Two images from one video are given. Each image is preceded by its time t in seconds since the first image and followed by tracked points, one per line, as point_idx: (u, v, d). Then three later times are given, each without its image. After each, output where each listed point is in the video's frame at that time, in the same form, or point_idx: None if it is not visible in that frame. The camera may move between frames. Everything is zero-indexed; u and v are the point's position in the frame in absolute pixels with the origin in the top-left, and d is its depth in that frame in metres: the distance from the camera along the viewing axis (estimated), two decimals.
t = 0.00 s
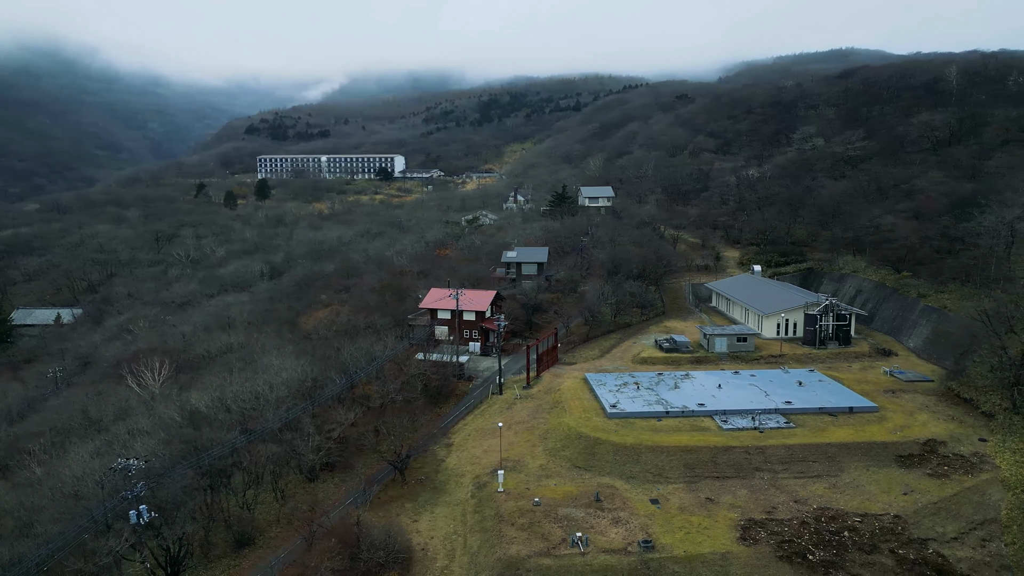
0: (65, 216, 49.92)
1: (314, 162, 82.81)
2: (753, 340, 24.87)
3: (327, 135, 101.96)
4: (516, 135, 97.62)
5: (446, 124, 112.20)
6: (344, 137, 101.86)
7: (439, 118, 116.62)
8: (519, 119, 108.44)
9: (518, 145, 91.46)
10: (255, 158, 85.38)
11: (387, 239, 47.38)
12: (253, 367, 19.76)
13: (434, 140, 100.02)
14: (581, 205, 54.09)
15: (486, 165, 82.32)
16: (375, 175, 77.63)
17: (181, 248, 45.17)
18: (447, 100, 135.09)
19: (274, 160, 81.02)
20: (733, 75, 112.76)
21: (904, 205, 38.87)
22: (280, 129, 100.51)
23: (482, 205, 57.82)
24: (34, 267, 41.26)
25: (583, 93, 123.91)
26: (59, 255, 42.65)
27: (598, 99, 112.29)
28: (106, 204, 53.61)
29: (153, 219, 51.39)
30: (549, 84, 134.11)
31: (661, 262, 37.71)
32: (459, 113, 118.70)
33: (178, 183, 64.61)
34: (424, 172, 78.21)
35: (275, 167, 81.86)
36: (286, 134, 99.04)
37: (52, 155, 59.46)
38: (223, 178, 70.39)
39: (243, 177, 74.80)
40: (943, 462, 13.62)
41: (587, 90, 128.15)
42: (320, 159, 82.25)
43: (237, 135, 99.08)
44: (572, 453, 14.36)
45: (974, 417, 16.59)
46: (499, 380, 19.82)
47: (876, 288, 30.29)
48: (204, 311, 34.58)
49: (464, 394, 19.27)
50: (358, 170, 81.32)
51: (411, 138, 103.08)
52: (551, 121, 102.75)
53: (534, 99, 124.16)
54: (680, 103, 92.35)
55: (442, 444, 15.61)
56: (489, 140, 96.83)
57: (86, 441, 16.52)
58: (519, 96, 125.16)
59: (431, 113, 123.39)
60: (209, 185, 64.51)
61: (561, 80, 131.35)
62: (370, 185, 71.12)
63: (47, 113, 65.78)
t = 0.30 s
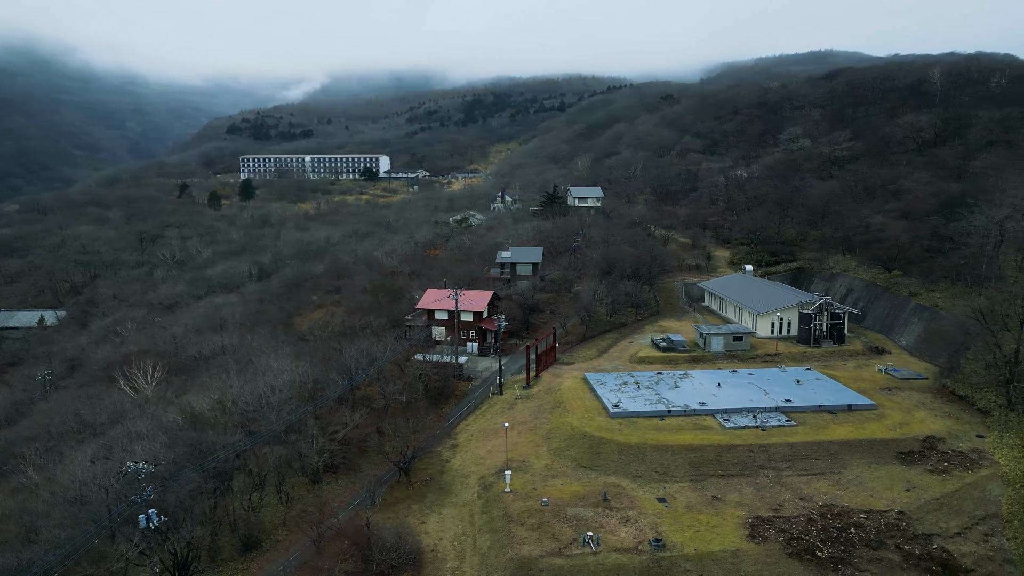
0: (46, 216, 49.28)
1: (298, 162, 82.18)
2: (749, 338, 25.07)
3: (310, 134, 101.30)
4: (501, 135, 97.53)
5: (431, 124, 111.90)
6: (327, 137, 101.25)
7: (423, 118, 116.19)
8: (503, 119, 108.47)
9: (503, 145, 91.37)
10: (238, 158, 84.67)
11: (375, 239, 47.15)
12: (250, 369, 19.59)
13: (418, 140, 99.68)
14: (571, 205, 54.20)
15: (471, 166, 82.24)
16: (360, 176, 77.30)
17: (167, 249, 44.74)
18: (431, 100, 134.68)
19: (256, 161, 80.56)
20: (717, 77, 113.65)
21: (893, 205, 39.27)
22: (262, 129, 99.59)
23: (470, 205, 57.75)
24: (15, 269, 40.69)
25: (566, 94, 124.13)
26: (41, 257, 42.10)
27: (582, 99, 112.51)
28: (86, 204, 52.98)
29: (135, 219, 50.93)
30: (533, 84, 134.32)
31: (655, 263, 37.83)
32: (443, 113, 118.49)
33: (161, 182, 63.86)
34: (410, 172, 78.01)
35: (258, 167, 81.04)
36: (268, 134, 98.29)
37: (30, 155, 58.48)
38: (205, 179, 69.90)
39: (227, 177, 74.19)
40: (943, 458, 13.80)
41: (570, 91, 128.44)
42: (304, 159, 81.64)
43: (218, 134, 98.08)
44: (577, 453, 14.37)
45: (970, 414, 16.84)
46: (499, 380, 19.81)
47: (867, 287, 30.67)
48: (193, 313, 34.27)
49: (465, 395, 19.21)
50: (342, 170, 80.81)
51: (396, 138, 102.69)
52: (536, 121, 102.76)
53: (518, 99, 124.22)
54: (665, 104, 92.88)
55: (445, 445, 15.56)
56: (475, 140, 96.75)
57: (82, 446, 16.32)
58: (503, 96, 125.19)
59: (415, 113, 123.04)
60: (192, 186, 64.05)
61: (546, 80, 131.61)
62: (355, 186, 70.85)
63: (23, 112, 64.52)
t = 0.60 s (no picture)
0: (25, 217, 48.52)
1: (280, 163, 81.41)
2: (745, 337, 25.26)
3: (293, 134, 100.57)
4: (486, 135, 97.35)
5: (416, 124, 111.47)
6: (310, 136, 100.52)
7: (407, 118, 115.61)
8: (488, 119, 108.35)
9: (488, 145, 91.16)
10: (219, 158, 83.91)
11: (364, 240, 46.87)
12: (248, 371, 19.44)
13: (402, 140, 99.23)
14: (560, 206, 54.23)
15: (456, 166, 82.07)
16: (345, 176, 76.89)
17: (152, 249, 44.25)
18: (415, 100, 134.19)
19: (238, 160, 80.22)
20: (702, 78, 114.37)
21: (881, 204, 39.70)
22: (243, 128, 98.57)
23: (459, 206, 57.61)
24: None
25: (550, 94, 124.17)
26: (22, 258, 41.46)
27: (567, 100, 112.59)
28: (67, 205, 52.26)
29: (118, 220, 50.38)
30: (517, 85, 134.35)
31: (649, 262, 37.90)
32: (427, 113, 118.14)
33: (144, 183, 63.17)
34: (393, 172, 78.00)
35: (240, 167, 80.21)
36: (251, 133, 97.40)
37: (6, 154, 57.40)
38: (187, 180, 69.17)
39: (208, 177, 73.51)
40: (943, 454, 13.99)
41: (554, 91, 128.43)
42: (288, 159, 81.00)
43: (199, 134, 96.93)
44: (582, 452, 14.39)
45: (966, 410, 17.08)
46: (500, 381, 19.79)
47: (859, 286, 31.02)
48: (182, 315, 33.93)
49: (465, 395, 19.17)
50: (326, 170, 80.19)
51: (381, 137, 102.16)
52: (521, 121, 102.70)
53: (502, 100, 124.10)
54: (651, 105, 93.25)
55: (449, 446, 15.53)
56: (460, 140, 96.52)
57: (77, 451, 16.16)
58: (488, 96, 125.05)
59: (399, 113, 122.54)
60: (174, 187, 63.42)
61: (530, 80, 131.68)
62: (340, 186, 70.52)
63: None
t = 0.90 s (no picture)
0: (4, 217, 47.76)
1: (264, 163, 80.68)
2: (741, 336, 25.47)
3: (275, 134, 99.76)
4: (472, 135, 97.26)
5: (400, 124, 111.02)
6: (292, 136, 99.80)
7: (391, 118, 115.13)
8: (472, 119, 108.26)
9: (473, 145, 91.01)
10: (201, 159, 83.13)
11: (353, 241, 46.63)
12: (247, 372, 19.27)
13: (386, 140, 98.77)
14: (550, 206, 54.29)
15: (442, 166, 81.91)
16: (330, 176, 76.45)
17: (137, 250, 43.81)
18: (398, 100, 133.73)
19: (221, 161, 79.58)
20: (686, 79, 115.11)
21: (870, 204, 40.16)
22: (225, 128, 97.64)
23: (447, 206, 57.50)
24: None
25: (533, 95, 124.30)
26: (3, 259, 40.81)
27: (552, 100, 112.73)
28: (48, 206, 51.54)
29: (100, 220, 49.76)
30: (500, 84, 134.31)
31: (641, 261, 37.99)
32: (411, 113, 117.76)
33: (126, 184, 62.46)
34: (378, 172, 77.62)
35: (223, 167, 79.36)
36: (232, 133, 96.51)
37: None
38: (169, 180, 68.43)
39: (191, 177, 72.75)
40: (943, 451, 14.19)
41: (537, 92, 128.55)
42: (271, 159, 80.41)
43: (179, 133, 95.74)
44: (587, 451, 14.43)
45: (963, 407, 17.35)
46: (500, 380, 19.78)
47: (850, 285, 31.39)
48: (170, 316, 33.64)
49: (466, 395, 19.12)
50: (311, 170, 79.61)
51: (365, 137, 101.67)
52: (506, 121, 102.73)
53: (486, 100, 123.97)
54: (636, 105, 93.65)
55: (454, 446, 15.51)
56: (445, 140, 96.32)
57: (72, 456, 15.96)
58: (472, 97, 124.90)
59: (382, 113, 122.05)
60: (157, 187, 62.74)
61: (514, 81, 131.73)
62: (325, 186, 70.12)
63: None
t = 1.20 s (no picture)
0: None
1: (247, 163, 79.92)
2: (737, 335, 25.67)
3: (258, 134, 98.84)
4: (457, 135, 97.07)
5: (384, 124, 110.48)
6: (275, 136, 98.95)
7: (375, 118, 114.56)
8: (457, 119, 108.04)
9: (458, 145, 90.79)
10: (182, 158, 82.13)
11: (342, 241, 46.37)
12: (246, 375, 19.13)
13: (371, 140, 98.27)
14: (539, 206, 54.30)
15: (427, 166, 81.64)
16: (314, 176, 75.89)
17: (121, 251, 43.28)
18: (382, 99, 133.05)
19: (205, 160, 78.66)
20: (669, 80, 115.77)
21: (859, 203, 40.60)
22: (206, 128, 96.55)
23: (435, 206, 57.32)
24: None
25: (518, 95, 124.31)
26: None
27: (537, 100, 112.77)
28: (28, 207, 50.70)
29: (82, 221, 49.05)
30: (484, 85, 134.20)
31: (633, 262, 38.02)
32: (395, 113, 117.27)
33: (107, 184, 61.60)
34: (364, 172, 77.21)
35: (206, 166, 78.49)
36: (214, 133, 95.48)
37: None
38: (152, 180, 67.56)
39: (173, 178, 71.90)
40: (943, 447, 14.39)
41: (522, 92, 128.59)
42: (255, 159, 79.62)
43: (159, 133, 94.51)
44: (593, 450, 14.47)
45: (959, 404, 17.61)
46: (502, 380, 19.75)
47: (842, 284, 31.74)
48: (159, 318, 33.29)
49: (468, 394, 19.06)
50: (296, 170, 78.99)
51: (348, 137, 101.08)
52: (491, 121, 102.65)
53: (470, 100, 123.75)
54: (622, 106, 93.99)
55: (459, 446, 15.49)
56: (430, 140, 96.04)
57: (67, 462, 15.76)
58: (456, 96, 124.61)
59: (366, 112, 121.36)
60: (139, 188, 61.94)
61: (498, 81, 131.68)
62: (310, 186, 69.62)
63: None
